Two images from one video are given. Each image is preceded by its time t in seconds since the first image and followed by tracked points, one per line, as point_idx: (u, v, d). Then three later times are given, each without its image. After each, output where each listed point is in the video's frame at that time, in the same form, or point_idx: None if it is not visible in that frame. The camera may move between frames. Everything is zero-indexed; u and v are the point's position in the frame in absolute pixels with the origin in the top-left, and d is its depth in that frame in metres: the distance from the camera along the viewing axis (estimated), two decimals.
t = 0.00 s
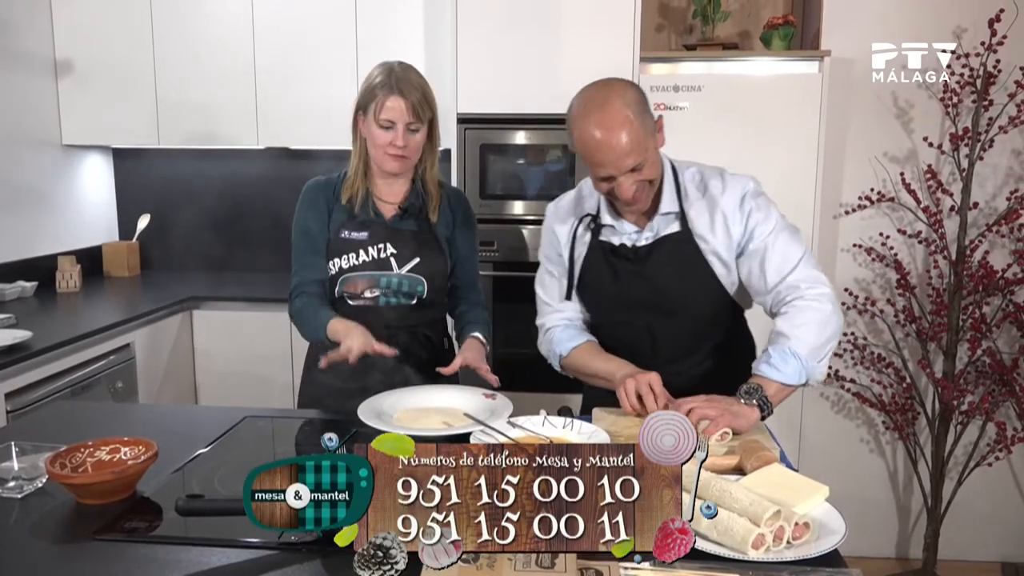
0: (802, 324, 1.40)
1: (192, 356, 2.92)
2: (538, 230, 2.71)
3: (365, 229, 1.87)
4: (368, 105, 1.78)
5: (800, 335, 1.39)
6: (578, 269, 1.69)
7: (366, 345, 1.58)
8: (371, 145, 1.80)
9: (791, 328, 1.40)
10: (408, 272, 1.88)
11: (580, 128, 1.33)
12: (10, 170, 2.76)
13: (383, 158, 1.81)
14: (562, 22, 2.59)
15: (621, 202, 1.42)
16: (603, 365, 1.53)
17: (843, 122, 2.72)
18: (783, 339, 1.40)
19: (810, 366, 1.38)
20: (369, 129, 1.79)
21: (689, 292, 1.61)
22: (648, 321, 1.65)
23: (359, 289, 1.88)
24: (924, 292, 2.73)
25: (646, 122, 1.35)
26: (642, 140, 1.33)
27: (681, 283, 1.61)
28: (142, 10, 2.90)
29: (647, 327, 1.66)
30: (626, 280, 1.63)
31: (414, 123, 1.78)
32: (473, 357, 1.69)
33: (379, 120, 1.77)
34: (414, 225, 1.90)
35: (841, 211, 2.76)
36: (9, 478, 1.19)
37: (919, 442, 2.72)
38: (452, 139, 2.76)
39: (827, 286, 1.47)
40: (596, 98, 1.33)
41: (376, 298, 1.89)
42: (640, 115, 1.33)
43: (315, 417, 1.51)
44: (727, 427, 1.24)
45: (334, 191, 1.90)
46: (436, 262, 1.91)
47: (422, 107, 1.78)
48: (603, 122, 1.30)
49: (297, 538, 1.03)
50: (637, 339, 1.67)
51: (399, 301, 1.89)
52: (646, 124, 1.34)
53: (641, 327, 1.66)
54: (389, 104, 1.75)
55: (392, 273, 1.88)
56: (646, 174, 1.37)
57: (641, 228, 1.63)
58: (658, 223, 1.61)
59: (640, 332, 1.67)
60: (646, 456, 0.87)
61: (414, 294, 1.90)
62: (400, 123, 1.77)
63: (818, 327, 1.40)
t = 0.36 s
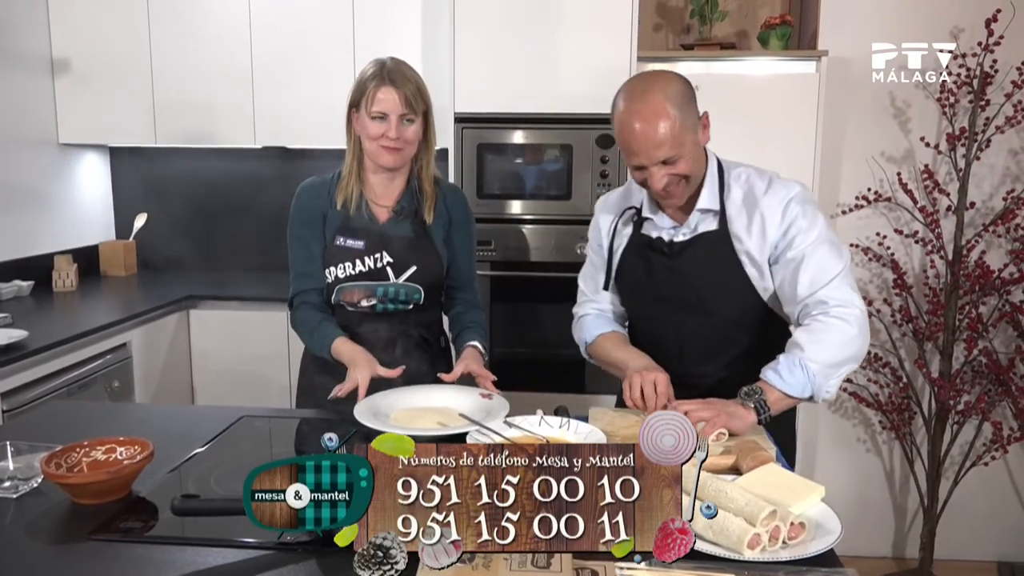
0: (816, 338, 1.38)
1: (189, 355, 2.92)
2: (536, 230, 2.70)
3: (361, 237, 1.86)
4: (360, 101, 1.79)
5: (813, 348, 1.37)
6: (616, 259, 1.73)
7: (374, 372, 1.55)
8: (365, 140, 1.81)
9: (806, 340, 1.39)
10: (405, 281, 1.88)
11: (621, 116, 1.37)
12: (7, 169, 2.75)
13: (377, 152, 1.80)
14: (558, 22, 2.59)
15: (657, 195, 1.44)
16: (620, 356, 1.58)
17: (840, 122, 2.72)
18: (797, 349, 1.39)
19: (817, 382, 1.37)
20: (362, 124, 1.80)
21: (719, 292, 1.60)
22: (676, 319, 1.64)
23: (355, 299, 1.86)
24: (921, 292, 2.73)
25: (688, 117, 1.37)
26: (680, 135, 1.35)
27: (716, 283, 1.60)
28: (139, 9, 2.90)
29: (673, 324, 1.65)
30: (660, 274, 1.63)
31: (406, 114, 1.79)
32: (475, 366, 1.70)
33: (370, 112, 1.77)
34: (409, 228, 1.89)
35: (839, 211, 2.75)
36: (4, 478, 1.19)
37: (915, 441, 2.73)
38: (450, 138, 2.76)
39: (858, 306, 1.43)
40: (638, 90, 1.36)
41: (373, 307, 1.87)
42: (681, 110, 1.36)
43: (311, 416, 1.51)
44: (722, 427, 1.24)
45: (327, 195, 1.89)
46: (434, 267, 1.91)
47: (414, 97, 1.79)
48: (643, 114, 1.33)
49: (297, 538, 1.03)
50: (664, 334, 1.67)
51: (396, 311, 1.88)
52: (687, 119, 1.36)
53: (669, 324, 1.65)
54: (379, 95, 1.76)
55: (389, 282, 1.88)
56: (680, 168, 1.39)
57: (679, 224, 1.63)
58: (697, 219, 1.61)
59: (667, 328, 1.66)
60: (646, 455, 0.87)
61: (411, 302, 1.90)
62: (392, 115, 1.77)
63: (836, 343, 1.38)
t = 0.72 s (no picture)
0: (821, 338, 1.38)
1: (185, 357, 2.91)
2: (532, 231, 2.71)
3: (354, 242, 1.86)
4: (346, 105, 1.79)
5: (818, 347, 1.37)
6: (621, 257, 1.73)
7: (360, 376, 1.55)
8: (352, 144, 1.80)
9: (811, 340, 1.39)
10: (399, 286, 1.88)
11: (632, 112, 1.38)
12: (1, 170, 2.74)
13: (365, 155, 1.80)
14: (554, 23, 2.59)
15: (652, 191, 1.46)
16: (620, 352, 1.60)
17: (835, 122, 2.73)
18: (801, 349, 1.40)
19: (821, 382, 1.37)
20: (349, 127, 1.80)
21: (722, 295, 1.60)
22: (678, 320, 1.65)
23: (349, 304, 1.87)
24: (916, 292, 2.75)
25: (696, 121, 1.38)
26: (683, 138, 1.37)
27: (721, 287, 1.60)
28: (135, 11, 2.90)
29: (676, 324, 1.65)
30: (663, 274, 1.64)
31: (392, 114, 1.78)
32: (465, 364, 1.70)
33: (356, 114, 1.77)
34: (403, 233, 1.89)
35: (834, 211, 2.76)
36: None
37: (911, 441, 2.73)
38: (445, 140, 2.76)
39: (863, 308, 1.43)
40: (652, 86, 1.38)
41: (368, 311, 1.87)
42: (690, 113, 1.37)
43: (309, 417, 1.51)
44: (715, 425, 1.25)
45: (317, 200, 1.89)
46: (428, 270, 1.91)
47: (400, 97, 1.79)
48: (651, 112, 1.35)
49: (294, 538, 1.03)
50: (665, 332, 1.67)
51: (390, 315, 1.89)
52: (695, 123, 1.38)
53: (672, 325, 1.65)
54: (363, 97, 1.76)
55: (383, 287, 1.88)
56: (679, 170, 1.41)
57: (685, 225, 1.64)
58: (702, 222, 1.62)
59: (670, 328, 1.66)
60: (646, 456, 0.87)
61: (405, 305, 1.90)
62: (377, 116, 1.76)
63: (840, 343, 1.38)
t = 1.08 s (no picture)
0: (811, 320, 1.45)
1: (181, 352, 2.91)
2: (528, 226, 2.71)
3: (342, 237, 1.86)
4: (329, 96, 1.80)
5: (809, 329, 1.44)
6: (596, 246, 1.72)
7: (340, 362, 1.55)
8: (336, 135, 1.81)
9: (800, 322, 1.46)
10: (388, 282, 1.87)
11: (621, 97, 1.38)
12: None
13: (349, 144, 1.80)
14: (552, 19, 2.59)
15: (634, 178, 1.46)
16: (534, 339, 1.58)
17: (832, 118, 2.73)
18: (791, 330, 1.45)
19: (809, 362, 1.43)
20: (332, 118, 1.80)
21: (704, 277, 1.63)
22: (659, 307, 1.66)
23: (338, 300, 1.86)
24: (913, 289, 2.75)
25: (684, 108, 1.39)
26: (671, 125, 1.38)
27: (699, 270, 1.63)
28: (132, 5, 2.89)
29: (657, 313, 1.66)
30: (643, 261, 1.65)
31: (374, 102, 1.79)
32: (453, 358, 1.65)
33: (338, 104, 1.78)
34: (392, 227, 1.89)
35: (831, 208, 2.76)
36: None
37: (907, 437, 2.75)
38: (443, 135, 2.76)
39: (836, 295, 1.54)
40: (643, 71, 1.39)
41: (356, 307, 1.87)
42: (679, 100, 1.38)
43: (306, 411, 1.51)
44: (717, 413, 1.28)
45: (303, 195, 1.89)
46: (415, 263, 1.90)
47: (382, 87, 1.80)
48: (642, 97, 1.36)
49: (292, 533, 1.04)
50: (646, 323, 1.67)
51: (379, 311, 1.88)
52: (683, 111, 1.39)
53: (652, 313, 1.66)
54: (345, 86, 1.77)
55: (372, 283, 1.87)
56: (664, 156, 1.41)
57: (663, 214, 1.66)
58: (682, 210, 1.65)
59: (649, 318, 1.66)
60: (646, 455, 0.87)
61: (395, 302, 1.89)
62: (359, 103, 1.77)
63: (824, 325, 1.46)
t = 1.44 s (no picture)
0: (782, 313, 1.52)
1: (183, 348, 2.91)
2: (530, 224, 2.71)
3: (307, 236, 1.86)
4: (301, 90, 1.81)
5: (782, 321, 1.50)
6: (569, 245, 1.73)
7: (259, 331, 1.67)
8: (307, 128, 1.81)
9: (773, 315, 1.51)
10: (358, 280, 1.88)
11: (598, 91, 1.38)
12: None
13: (322, 138, 1.81)
14: (554, 17, 2.59)
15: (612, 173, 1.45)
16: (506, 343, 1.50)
17: (834, 116, 2.73)
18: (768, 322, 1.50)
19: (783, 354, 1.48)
20: (303, 111, 1.81)
21: (677, 267, 1.66)
22: (639, 301, 1.67)
23: (304, 301, 1.86)
24: (916, 287, 2.75)
25: (660, 102, 1.40)
26: (650, 119, 1.38)
27: (674, 263, 1.67)
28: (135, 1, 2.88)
29: (637, 308, 1.67)
30: (622, 256, 1.67)
31: (350, 98, 1.81)
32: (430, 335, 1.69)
33: (313, 96, 1.79)
34: (359, 227, 1.88)
35: (834, 206, 2.77)
36: None
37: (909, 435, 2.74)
38: (445, 132, 2.76)
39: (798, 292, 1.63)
40: (620, 65, 1.39)
41: (325, 310, 1.87)
42: (656, 94, 1.39)
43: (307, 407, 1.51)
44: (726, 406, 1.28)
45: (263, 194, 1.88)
46: (384, 266, 1.90)
47: (359, 85, 1.82)
48: (620, 91, 1.36)
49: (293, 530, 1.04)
50: (624, 318, 1.67)
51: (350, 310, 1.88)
52: (660, 104, 1.40)
53: (631, 309, 1.67)
54: (323, 78, 1.79)
55: (342, 282, 1.87)
56: (643, 150, 1.41)
57: (638, 209, 1.70)
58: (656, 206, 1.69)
59: (628, 312, 1.67)
60: (646, 455, 0.87)
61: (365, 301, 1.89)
62: (336, 96, 1.80)
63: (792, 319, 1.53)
